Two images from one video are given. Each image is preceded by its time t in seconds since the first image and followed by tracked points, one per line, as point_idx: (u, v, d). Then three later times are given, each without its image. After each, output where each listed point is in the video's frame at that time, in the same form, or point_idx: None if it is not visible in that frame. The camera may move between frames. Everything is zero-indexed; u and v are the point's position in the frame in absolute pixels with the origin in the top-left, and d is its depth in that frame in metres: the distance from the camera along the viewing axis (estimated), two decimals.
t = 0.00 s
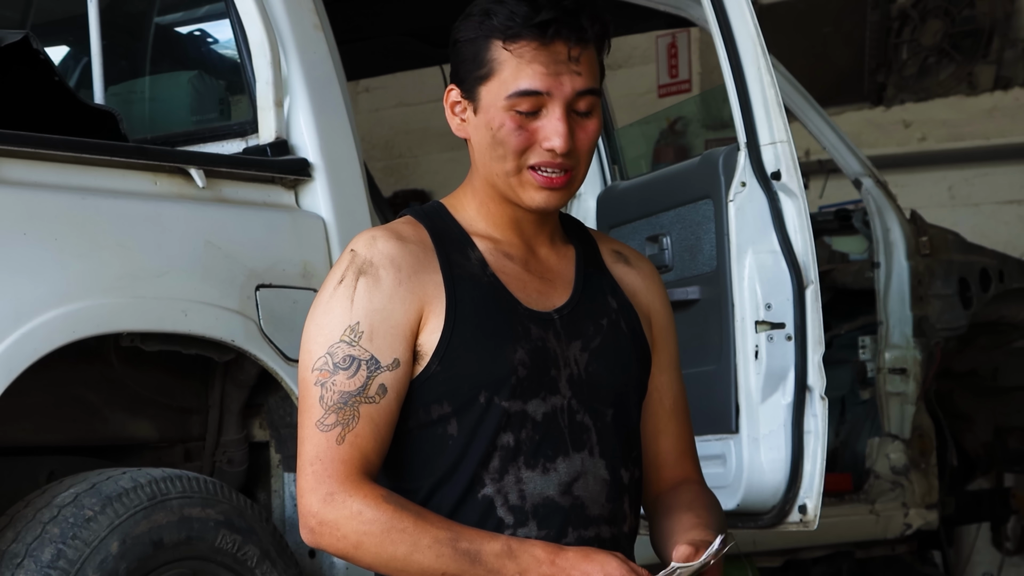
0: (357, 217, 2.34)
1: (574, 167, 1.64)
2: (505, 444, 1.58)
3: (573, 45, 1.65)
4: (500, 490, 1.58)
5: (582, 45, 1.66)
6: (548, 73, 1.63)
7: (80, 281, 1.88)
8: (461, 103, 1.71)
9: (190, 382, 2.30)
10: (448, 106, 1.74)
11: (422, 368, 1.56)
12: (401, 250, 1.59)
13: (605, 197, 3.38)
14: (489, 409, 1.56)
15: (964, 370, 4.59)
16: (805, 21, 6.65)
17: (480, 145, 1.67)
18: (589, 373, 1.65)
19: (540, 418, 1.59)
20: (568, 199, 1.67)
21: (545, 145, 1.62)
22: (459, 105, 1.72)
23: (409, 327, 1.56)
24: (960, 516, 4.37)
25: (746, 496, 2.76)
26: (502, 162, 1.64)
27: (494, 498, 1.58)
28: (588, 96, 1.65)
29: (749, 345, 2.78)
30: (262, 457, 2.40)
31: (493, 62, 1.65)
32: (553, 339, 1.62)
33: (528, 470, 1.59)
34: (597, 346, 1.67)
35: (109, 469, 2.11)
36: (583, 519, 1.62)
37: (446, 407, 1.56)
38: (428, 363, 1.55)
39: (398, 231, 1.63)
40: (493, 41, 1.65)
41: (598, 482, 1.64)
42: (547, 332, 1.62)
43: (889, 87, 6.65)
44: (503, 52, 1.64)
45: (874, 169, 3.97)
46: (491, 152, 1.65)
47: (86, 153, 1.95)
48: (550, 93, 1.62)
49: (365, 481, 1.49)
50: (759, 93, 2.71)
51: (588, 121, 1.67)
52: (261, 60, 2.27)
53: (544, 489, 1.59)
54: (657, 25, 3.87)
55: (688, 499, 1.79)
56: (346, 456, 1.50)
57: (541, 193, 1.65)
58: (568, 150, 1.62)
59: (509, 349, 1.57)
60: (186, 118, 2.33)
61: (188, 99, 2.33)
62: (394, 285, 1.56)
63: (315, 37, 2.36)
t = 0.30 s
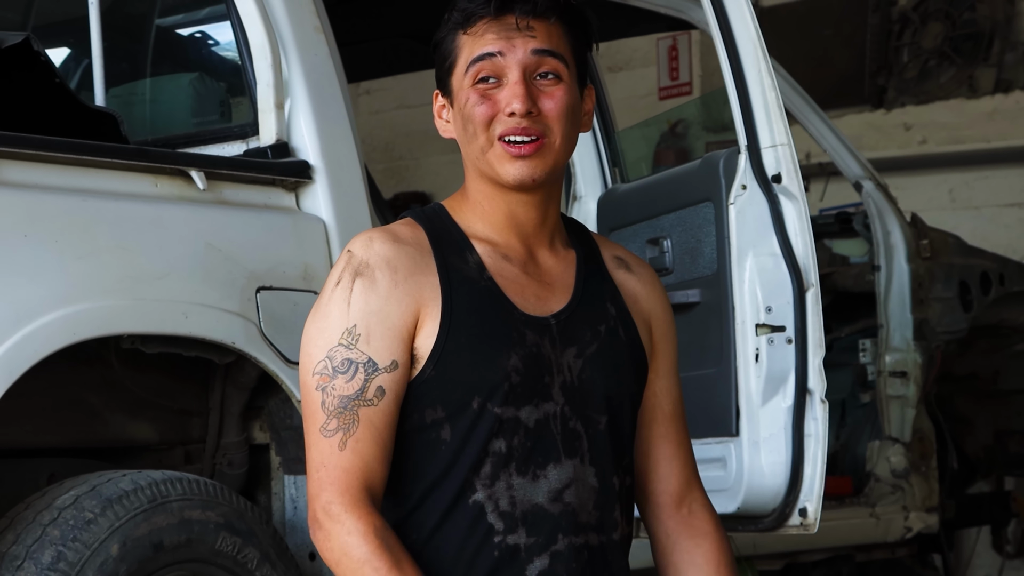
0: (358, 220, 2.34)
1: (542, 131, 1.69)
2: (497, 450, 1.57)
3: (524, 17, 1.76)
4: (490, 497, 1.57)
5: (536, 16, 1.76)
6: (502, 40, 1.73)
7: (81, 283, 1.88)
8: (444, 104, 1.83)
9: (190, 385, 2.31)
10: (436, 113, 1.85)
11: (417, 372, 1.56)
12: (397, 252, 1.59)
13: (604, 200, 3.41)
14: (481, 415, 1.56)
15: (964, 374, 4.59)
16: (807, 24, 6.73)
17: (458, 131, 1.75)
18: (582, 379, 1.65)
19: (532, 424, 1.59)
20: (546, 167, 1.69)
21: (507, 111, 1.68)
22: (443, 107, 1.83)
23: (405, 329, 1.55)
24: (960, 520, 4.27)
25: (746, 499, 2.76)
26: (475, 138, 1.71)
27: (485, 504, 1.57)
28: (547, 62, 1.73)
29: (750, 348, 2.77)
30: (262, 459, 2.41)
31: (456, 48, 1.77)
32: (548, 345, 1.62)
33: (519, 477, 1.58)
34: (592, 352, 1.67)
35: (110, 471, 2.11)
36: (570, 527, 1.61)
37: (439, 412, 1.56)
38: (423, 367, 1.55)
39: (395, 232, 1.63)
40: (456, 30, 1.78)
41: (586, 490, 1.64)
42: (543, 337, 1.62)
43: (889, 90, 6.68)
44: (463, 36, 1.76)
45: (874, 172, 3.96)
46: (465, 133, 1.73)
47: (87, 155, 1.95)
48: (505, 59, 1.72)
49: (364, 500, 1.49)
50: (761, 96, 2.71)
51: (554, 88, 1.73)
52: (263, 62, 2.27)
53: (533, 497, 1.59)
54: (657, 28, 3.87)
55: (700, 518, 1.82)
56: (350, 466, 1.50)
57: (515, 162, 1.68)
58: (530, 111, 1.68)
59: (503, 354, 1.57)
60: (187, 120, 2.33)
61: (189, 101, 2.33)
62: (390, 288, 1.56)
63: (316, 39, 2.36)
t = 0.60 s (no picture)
0: (367, 225, 2.34)
1: (547, 127, 1.68)
2: (504, 457, 1.57)
3: (517, 20, 1.77)
4: (497, 502, 1.56)
5: (530, 18, 1.77)
6: (498, 45, 1.74)
7: (89, 289, 1.88)
8: (453, 117, 1.84)
9: (200, 390, 2.31)
10: (448, 129, 1.87)
11: (423, 377, 1.56)
12: (409, 258, 1.59)
13: (613, 207, 3.38)
14: (488, 421, 1.56)
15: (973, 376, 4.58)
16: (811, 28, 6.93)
17: (467, 140, 1.77)
18: (596, 387, 1.64)
19: (540, 431, 1.58)
20: (555, 161, 1.68)
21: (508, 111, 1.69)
22: (452, 121, 1.85)
23: (408, 336, 1.55)
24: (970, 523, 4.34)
25: (755, 502, 2.76)
26: (482, 143, 1.72)
27: (491, 509, 1.56)
28: (545, 61, 1.73)
29: (760, 351, 2.78)
30: (273, 464, 2.40)
31: (457, 59, 1.79)
32: (560, 352, 1.61)
33: (526, 483, 1.58)
34: (606, 359, 1.65)
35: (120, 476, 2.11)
36: (580, 534, 1.60)
37: (447, 417, 1.56)
38: (432, 372, 1.55)
39: (409, 237, 1.63)
40: (456, 43, 1.80)
41: (597, 497, 1.62)
42: (554, 344, 1.61)
43: (898, 93, 6.70)
44: (463, 47, 1.78)
45: (882, 175, 3.98)
46: (473, 139, 1.74)
47: (97, 161, 1.96)
48: (503, 63, 1.73)
49: (329, 507, 1.49)
50: (769, 100, 2.71)
51: (555, 85, 1.73)
52: (271, 68, 2.28)
53: (540, 502, 1.58)
54: (665, 32, 3.87)
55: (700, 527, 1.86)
56: (328, 470, 1.51)
57: (523, 158, 1.67)
58: (531, 108, 1.68)
59: (513, 361, 1.57)
60: (195, 126, 2.33)
61: (197, 106, 2.33)
62: (398, 293, 1.56)
63: (324, 45, 2.36)
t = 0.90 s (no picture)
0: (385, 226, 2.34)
1: (558, 131, 1.67)
2: (525, 456, 1.56)
3: (528, 24, 1.76)
4: (519, 501, 1.55)
5: (541, 22, 1.76)
6: (509, 49, 1.73)
7: (108, 289, 1.88)
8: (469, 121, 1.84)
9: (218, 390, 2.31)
10: (465, 133, 1.87)
11: (445, 379, 1.56)
12: (426, 261, 1.58)
13: (630, 207, 3.40)
14: (510, 421, 1.55)
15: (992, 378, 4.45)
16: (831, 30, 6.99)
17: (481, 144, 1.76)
18: (614, 386, 1.62)
19: (562, 431, 1.57)
20: (566, 163, 1.67)
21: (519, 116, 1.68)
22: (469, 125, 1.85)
23: (430, 338, 1.55)
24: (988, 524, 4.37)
25: (773, 504, 2.76)
26: (494, 148, 1.71)
27: (514, 509, 1.55)
28: (556, 65, 1.72)
29: (778, 352, 2.77)
30: (289, 465, 2.42)
31: (470, 64, 1.78)
32: (579, 351, 1.60)
33: (548, 482, 1.57)
34: (624, 358, 1.64)
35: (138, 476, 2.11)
36: (599, 532, 1.59)
37: (469, 417, 1.55)
38: (451, 375, 1.55)
39: (426, 240, 1.62)
40: (470, 47, 1.80)
41: (614, 496, 1.61)
42: (573, 344, 1.60)
43: (915, 94, 6.76)
44: (475, 52, 1.78)
45: (901, 176, 3.98)
46: (486, 144, 1.73)
47: (116, 161, 1.96)
48: (514, 67, 1.72)
49: (368, 515, 1.49)
50: (788, 100, 2.71)
51: (566, 88, 1.71)
52: (289, 68, 2.28)
53: (561, 502, 1.57)
54: (683, 33, 3.88)
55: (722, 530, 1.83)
56: (367, 478, 1.51)
57: (534, 162, 1.66)
58: (541, 113, 1.66)
59: (532, 361, 1.56)
60: (214, 126, 2.33)
61: (215, 106, 2.33)
62: (417, 296, 1.55)
63: (342, 45, 2.36)
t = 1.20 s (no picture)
0: (393, 227, 2.34)
1: (558, 129, 1.65)
2: (533, 457, 1.54)
3: (524, 23, 1.75)
4: (527, 502, 1.54)
5: (537, 21, 1.76)
6: (506, 50, 1.72)
7: (117, 290, 1.88)
8: (470, 125, 1.83)
9: (226, 391, 2.31)
10: (467, 137, 1.86)
11: (457, 382, 1.55)
12: (434, 264, 1.58)
13: (640, 207, 3.41)
14: (520, 423, 1.54)
15: (1000, 380, 4.38)
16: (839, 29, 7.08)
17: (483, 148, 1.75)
18: (620, 386, 1.61)
19: (569, 431, 1.56)
20: (568, 162, 1.65)
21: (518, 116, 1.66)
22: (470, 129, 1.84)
23: (444, 340, 1.55)
24: (996, 527, 4.31)
25: (781, 506, 2.77)
26: (495, 150, 1.70)
27: (521, 509, 1.54)
28: (552, 64, 1.71)
29: (785, 354, 2.78)
30: (297, 466, 2.42)
31: (468, 67, 1.78)
32: (586, 352, 1.58)
33: (555, 482, 1.55)
34: (630, 358, 1.63)
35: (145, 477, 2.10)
36: (605, 532, 1.57)
37: (479, 420, 1.54)
38: (462, 377, 1.54)
39: (432, 244, 1.62)
40: (468, 50, 1.79)
41: (622, 496, 1.60)
42: (581, 345, 1.58)
43: (923, 96, 6.95)
44: (473, 54, 1.77)
45: (909, 178, 3.98)
46: (486, 146, 1.72)
47: (123, 162, 1.95)
48: (511, 68, 1.71)
49: (402, 516, 1.48)
50: (796, 102, 2.71)
51: (564, 87, 1.70)
52: (298, 69, 2.29)
53: (567, 502, 1.55)
54: (691, 34, 3.90)
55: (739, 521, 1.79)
56: (393, 478, 1.50)
57: (535, 162, 1.65)
58: (540, 111, 1.65)
59: (540, 362, 1.55)
60: (222, 127, 2.32)
61: (224, 107, 2.33)
62: (428, 299, 1.55)
63: (351, 46, 2.36)
